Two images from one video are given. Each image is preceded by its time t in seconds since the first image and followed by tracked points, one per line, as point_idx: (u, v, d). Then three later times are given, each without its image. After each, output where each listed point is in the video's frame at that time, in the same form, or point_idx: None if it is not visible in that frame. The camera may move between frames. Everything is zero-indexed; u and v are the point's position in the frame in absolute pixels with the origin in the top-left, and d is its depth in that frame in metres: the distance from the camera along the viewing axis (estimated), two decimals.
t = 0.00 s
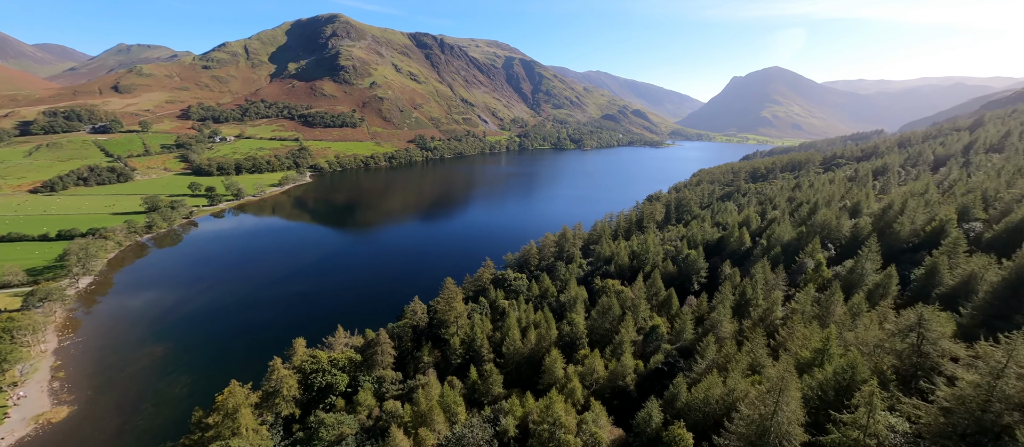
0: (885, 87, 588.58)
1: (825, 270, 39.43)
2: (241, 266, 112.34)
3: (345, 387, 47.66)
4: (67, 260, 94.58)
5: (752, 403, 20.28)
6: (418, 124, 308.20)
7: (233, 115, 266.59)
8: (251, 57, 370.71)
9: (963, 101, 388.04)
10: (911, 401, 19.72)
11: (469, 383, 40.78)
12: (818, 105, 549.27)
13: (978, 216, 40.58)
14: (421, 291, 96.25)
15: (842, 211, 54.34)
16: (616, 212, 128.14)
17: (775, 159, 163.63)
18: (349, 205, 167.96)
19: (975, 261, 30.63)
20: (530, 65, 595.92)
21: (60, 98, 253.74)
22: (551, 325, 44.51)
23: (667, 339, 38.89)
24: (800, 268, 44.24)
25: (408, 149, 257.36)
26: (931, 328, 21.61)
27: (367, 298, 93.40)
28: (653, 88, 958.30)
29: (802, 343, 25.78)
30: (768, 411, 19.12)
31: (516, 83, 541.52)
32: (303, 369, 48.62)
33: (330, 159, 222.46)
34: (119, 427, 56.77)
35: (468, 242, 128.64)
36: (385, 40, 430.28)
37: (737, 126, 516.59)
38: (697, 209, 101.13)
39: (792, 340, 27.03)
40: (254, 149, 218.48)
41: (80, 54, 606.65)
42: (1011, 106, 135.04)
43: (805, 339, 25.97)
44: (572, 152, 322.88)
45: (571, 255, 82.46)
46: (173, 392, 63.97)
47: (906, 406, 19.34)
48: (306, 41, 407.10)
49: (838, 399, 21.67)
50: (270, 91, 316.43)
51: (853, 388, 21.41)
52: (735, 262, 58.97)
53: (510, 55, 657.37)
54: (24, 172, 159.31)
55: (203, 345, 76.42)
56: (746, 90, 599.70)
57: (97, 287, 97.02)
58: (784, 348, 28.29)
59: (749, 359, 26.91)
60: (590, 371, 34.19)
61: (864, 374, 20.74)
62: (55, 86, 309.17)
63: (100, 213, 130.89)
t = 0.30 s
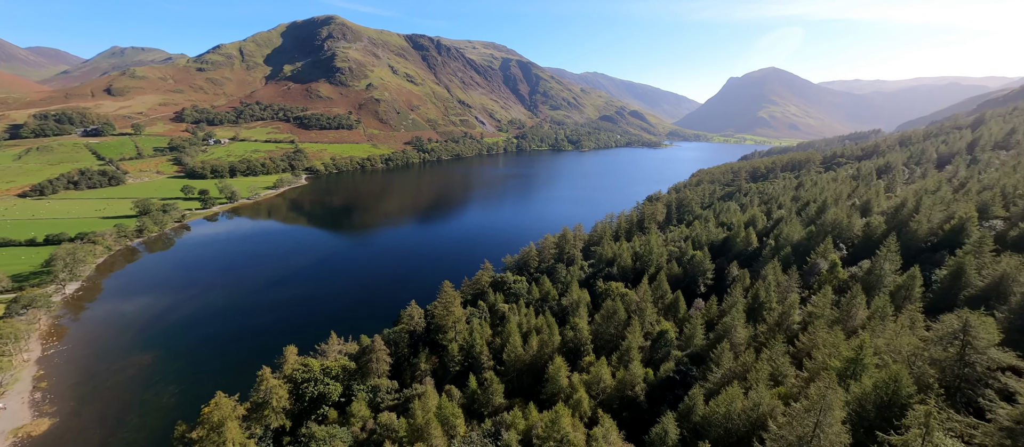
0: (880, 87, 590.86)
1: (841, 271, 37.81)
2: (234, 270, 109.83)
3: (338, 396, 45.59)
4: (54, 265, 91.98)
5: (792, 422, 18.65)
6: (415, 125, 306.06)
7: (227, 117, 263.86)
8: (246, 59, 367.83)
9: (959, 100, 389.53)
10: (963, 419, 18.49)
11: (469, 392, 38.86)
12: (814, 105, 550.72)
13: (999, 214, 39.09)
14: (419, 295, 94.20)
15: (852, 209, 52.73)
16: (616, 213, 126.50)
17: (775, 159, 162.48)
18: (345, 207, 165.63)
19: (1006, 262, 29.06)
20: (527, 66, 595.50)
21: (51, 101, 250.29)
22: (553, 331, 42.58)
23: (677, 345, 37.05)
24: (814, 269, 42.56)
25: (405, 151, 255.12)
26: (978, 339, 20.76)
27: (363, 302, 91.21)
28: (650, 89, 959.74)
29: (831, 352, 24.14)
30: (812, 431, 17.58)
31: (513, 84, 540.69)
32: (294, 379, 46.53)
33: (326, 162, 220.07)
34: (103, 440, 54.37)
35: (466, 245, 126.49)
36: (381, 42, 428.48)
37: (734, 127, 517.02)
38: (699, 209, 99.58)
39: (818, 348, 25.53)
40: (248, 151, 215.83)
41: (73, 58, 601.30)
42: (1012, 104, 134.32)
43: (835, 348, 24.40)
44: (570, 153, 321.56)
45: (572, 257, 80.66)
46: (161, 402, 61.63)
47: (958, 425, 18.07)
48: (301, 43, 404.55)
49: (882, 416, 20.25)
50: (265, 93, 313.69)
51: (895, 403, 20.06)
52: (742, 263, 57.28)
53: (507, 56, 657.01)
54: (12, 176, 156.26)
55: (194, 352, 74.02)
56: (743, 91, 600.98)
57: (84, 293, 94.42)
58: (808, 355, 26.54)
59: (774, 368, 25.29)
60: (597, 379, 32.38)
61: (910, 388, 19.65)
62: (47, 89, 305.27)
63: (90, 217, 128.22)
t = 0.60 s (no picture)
0: (876, 88, 593.44)
1: (858, 273, 36.15)
2: (227, 274, 107.35)
3: (330, 407, 43.54)
4: (39, 271, 89.25)
5: None
6: (412, 127, 304.11)
7: (222, 119, 261.01)
8: (241, 61, 365.09)
9: (955, 100, 391.00)
10: None
11: (469, 402, 36.96)
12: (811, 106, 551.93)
13: (1022, 212, 37.54)
14: (416, 300, 92.11)
15: (864, 209, 51.13)
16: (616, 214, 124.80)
17: (774, 159, 161.42)
18: (341, 210, 163.25)
19: None
20: (525, 68, 595.21)
21: (42, 104, 246.69)
22: (557, 338, 40.71)
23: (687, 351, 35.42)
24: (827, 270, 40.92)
25: (402, 153, 252.91)
26: None
27: (359, 308, 88.94)
28: (647, 91, 961.77)
29: (865, 364, 22.46)
30: None
31: (510, 86, 539.87)
32: (285, 390, 44.41)
33: (321, 164, 217.53)
34: None
35: (464, 248, 124.27)
36: (378, 44, 426.76)
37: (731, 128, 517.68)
38: (701, 210, 97.92)
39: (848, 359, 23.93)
40: (243, 154, 213.13)
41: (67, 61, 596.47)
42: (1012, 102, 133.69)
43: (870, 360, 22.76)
44: (568, 155, 320.37)
45: (573, 259, 78.79)
46: (148, 412, 59.24)
47: None
48: (297, 45, 402.41)
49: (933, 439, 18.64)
50: (260, 95, 311.14)
51: (950, 424, 18.44)
52: (749, 264, 55.51)
53: (505, 58, 656.61)
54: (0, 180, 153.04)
55: (183, 361, 71.71)
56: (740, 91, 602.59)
57: (71, 300, 91.71)
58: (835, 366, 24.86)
59: (802, 381, 23.60)
60: (603, 389, 30.71)
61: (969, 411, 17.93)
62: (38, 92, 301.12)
63: (80, 222, 125.40)
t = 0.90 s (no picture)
0: (872, 88, 596.61)
1: (877, 276, 34.57)
2: (219, 279, 104.91)
3: (322, 420, 41.49)
4: (24, 278, 86.66)
5: None
6: (409, 130, 302.25)
7: (217, 122, 258.46)
8: (236, 64, 362.78)
9: (950, 101, 393.12)
10: None
11: (468, 414, 34.99)
12: (807, 107, 553.74)
13: None
14: (414, 304, 89.91)
15: (876, 208, 49.58)
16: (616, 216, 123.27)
17: (774, 159, 160.55)
18: (337, 213, 160.81)
19: None
20: (522, 70, 595.31)
21: (34, 108, 243.50)
22: (560, 345, 38.82)
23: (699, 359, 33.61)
24: (843, 272, 39.21)
25: (398, 156, 250.98)
26: None
27: (354, 313, 86.63)
28: (644, 93, 964.65)
29: (902, 375, 20.69)
30: None
31: (508, 88, 539.42)
32: (274, 401, 42.30)
33: (317, 167, 215.26)
34: None
35: (463, 250, 122.14)
36: (374, 46, 425.47)
37: (729, 129, 518.33)
38: (703, 211, 96.51)
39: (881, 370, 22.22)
40: (238, 157, 210.74)
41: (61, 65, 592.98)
42: (1012, 100, 133.37)
43: (909, 371, 21.06)
44: (566, 157, 319.24)
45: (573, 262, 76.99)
46: (133, 424, 56.77)
47: None
48: (293, 47, 400.34)
49: None
50: (255, 98, 308.76)
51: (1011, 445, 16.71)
52: (757, 266, 53.78)
53: (502, 60, 656.69)
54: None
55: (172, 369, 69.24)
56: (737, 93, 603.88)
57: (58, 306, 89.02)
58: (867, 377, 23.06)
59: (833, 395, 21.84)
60: (612, 400, 28.78)
61: None
62: (30, 96, 297.39)
63: (69, 226, 122.66)
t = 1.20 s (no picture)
0: (868, 90, 600.03)
1: (898, 278, 32.92)
2: (211, 285, 102.43)
3: (313, 433, 39.35)
4: (7, 284, 83.96)
5: None
6: (406, 133, 300.57)
7: (212, 126, 255.91)
8: (232, 67, 360.63)
9: (946, 102, 395.32)
10: None
11: (468, 427, 32.97)
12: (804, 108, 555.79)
13: None
14: (412, 309, 88.04)
15: (889, 207, 48.00)
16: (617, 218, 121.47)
17: (775, 160, 159.44)
18: (334, 217, 158.42)
19: None
20: (519, 72, 595.44)
21: (25, 112, 240.27)
22: (564, 353, 36.90)
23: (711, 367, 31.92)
24: (857, 274, 37.62)
25: (396, 158, 248.90)
26: None
27: (350, 319, 84.59)
28: (641, 95, 967.44)
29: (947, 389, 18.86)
30: None
31: (505, 91, 539.15)
32: (262, 415, 40.08)
33: (314, 170, 212.95)
34: None
35: (461, 254, 119.97)
36: (371, 49, 424.17)
37: (726, 131, 519.28)
38: (705, 212, 94.96)
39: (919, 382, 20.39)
40: (233, 160, 208.20)
41: (55, 69, 588.70)
42: (1011, 99, 132.87)
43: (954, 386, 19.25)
44: (564, 159, 318.07)
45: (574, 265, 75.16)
46: (117, 437, 54.29)
47: None
48: (288, 50, 398.36)
49: None
50: (251, 102, 306.51)
51: None
52: (765, 268, 52.04)
53: (499, 63, 656.71)
54: None
55: (161, 380, 66.81)
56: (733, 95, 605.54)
57: (44, 314, 86.38)
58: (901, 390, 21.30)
59: (868, 410, 20.02)
60: (622, 413, 26.81)
61: None
62: (21, 99, 293.97)
63: (58, 231, 119.99)
